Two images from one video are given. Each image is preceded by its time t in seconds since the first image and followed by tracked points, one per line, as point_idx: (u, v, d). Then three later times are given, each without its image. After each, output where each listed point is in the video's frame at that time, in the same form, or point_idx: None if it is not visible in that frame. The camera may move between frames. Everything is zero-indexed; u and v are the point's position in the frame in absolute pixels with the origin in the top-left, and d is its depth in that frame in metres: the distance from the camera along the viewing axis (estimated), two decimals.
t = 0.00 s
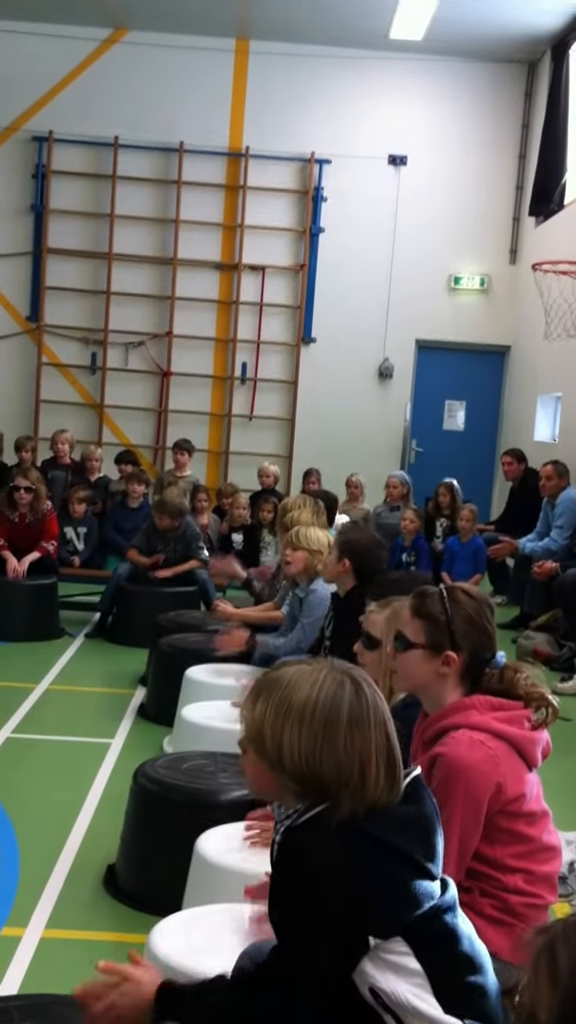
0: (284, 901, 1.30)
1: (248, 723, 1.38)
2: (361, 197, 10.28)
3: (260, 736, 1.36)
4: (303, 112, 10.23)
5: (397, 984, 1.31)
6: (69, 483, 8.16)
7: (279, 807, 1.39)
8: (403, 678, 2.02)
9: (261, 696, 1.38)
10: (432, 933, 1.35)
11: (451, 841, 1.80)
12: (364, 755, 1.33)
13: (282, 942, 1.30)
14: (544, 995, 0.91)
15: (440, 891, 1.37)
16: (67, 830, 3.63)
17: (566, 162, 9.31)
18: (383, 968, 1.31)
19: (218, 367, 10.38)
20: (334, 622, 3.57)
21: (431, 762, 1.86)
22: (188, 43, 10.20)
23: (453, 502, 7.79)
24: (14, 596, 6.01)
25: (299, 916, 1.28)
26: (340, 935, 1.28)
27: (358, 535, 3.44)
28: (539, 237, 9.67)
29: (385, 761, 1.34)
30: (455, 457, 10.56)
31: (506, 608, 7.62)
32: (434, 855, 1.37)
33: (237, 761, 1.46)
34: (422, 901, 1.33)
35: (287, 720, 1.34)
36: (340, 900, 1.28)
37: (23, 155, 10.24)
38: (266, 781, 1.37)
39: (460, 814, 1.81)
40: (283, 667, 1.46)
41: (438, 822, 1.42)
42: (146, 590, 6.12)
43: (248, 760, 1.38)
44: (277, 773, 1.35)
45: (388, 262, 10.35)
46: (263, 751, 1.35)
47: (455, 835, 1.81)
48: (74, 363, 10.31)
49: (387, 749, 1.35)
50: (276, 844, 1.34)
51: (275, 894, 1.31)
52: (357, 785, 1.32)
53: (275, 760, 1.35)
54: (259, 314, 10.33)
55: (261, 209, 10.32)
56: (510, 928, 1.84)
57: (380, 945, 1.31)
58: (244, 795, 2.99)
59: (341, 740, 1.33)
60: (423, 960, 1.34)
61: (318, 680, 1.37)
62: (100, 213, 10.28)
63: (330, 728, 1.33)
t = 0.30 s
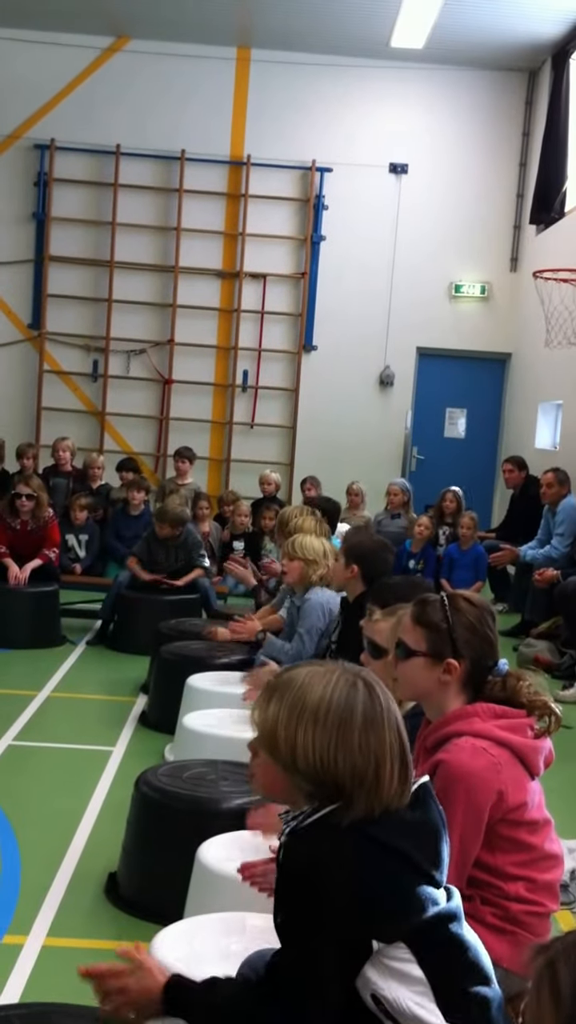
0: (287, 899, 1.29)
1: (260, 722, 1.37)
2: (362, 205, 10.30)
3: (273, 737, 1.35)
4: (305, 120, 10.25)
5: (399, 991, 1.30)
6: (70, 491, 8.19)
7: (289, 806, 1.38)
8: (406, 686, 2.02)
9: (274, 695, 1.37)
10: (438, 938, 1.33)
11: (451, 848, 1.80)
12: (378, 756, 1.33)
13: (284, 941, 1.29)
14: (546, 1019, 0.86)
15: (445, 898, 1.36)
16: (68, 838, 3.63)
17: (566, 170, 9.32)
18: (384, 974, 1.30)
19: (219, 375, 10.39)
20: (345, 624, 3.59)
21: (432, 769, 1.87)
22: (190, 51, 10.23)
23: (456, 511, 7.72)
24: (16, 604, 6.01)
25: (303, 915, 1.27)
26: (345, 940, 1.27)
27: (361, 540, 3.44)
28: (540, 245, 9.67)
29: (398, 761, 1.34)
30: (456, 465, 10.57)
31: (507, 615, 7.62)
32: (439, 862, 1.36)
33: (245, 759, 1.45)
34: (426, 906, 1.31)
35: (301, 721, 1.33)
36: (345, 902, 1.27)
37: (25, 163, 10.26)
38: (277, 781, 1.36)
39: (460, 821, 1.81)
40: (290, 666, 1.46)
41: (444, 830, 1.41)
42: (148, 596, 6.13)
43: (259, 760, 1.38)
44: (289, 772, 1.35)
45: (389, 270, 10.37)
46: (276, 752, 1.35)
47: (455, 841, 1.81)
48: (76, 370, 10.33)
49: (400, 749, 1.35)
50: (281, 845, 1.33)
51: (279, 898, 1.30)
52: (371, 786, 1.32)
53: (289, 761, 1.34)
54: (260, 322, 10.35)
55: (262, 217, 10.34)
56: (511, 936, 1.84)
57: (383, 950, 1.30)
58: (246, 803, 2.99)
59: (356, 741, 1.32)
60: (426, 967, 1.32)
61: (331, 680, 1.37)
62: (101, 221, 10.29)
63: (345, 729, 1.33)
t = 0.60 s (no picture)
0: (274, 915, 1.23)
1: (232, 752, 1.33)
2: (363, 213, 10.32)
3: (245, 765, 1.30)
4: (306, 127, 10.26)
5: (393, 1006, 1.28)
6: (72, 498, 8.20)
7: (267, 837, 1.33)
8: (407, 695, 2.02)
9: (245, 723, 1.33)
10: (426, 954, 1.31)
11: (457, 859, 1.79)
12: (353, 779, 1.28)
13: (273, 950, 1.23)
14: None
15: (433, 911, 1.33)
16: (70, 846, 3.62)
17: (568, 179, 9.31)
18: (377, 992, 1.27)
19: (221, 382, 10.39)
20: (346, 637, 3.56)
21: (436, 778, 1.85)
22: (192, 59, 10.26)
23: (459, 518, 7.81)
24: (17, 611, 6.01)
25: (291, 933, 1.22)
26: (334, 962, 1.23)
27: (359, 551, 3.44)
28: (541, 252, 9.68)
29: (374, 784, 1.29)
30: (457, 472, 10.57)
31: (508, 622, 7.62)
32: (425, 876, 1.32)
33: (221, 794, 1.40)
34: (413, 924, 1.27)
35: (273, 747, 1.29)
36: (331, 923, 1.22)
37: (26, 171, 10.27)
38: (252, 811, 1.31)
39: (465, 832, 1.80)
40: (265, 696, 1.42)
41: (427, 843, 1.36)
42: (149, 603, 6.12)
43: (233, 791, 1.33)
44: (264, 802, 1.29)
45: (390, 277, 10.38)
46: (249, 780, 1.30)
47: (460, 852, 1.80)
48: (77, 378, 10.33)
49: (375, 772, 1.30)
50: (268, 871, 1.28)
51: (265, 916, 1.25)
52: (347, 810, 1.26)
53: (262, 791, 1.29)
54: (261, 329, 10.35)
55: (264, 225, 10.35)
56: (515, 945, 1.84)
57: (372, 971, 1.27)
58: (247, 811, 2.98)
59: (328, 765, 1.27)
60: (416, 980, 1.30)
61: (304, 705, 1.33)
62: (102, 229, 10.30)
63: (317, 753, 1.28)
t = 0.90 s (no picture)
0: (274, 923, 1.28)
1: (244, 754, 1.34)
2: (364, 221, 10.33)
3: (257, 769, 1.32)
4: (307, 135, 10.29)
5: (398, 1014, 1.30)
6: (73, 505, 8.20)
7: (275, 838, 1.35)
8: (410, 704, 2.02)
9: (258, 727, 1.34)
10: (430, 961, 1.31)
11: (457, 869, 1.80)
12: (363, 788, 1.29)
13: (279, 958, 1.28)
14: None
15: (438, 918, 1.33)
16: (71, 854, 3.63)
17: (568, 187, 9.33)
18: (382, 999, 1.29)
19: (222, 389, 10.40)
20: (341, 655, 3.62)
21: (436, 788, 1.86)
22: (194, 68, 10.28)
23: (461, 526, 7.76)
24: (19, 618, 6.02)
25: (289, 940, 1.27)
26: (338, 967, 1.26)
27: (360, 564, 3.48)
28: (542, 261, 9.69)
29: (384, 793, 1.30)
30: (458, 480, 10.58)
31: (510, 629, 7.63)
32: (431, 884, 1.33)
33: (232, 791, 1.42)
34: (420, 932, 1.29)
35: (286, 753, 1.30)
36: (326, 927, 1.26)
37: (28, 180, 10.29)
38: (262, 814, 1.33)
39: (466, 841, 1.80)
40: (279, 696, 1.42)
41: (434, 851, 1.38)
42: (151, 610, 6.12)
43: (244, 792, 1.34)
44: (274, 805, 1.31)
45: (392, 284, 10.39)
46: (260, 784, 1.32)
47: (461, 862, 1.81)
48: (78, 385, 10.35)
49: (385, 781, 1.32)
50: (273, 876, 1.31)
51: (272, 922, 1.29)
52: (356, 818, 1.28)
53: (273, 794, 1.31)
54: (263, 337, 10.37)
55: (265, 233, 10.36)
56: (517, 953, 1.84)
57: (378, 977, 1.29)
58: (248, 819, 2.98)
59: (339, 774, 1.29)
60: (422, 987, 1.31)
61: (317, 711, 1.34)
62: (104, 236, 10.32)
63: (329, 761, 1.29)
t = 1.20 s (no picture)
0: (293, 927, 1.30)
1: (263, 761, 1.36)
2: (365, 228, 10.35)
3: (276, 773, 1.34)
4: (309, 143, 10.31)
5: None
6: (76, 512, 8.22)
7: (296, 843, 1.37)
8: (414, 713, 2.02)
9: (276, 734, 1.36)
10: (442, 971, 1.31)
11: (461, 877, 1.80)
12: (383, 788, 1.31)
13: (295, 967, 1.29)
14: None
15: (452, 928, 1.34)
16: (73, 861, 3.64)
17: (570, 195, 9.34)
18: (391, 1009, 1.28)
19: (224, 397, 10.42)
20: (347, 657, 3.64)
21: (441, 795, 1.86)
22: (197, 76, 10.32)
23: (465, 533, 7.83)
24: (21, 625, 6.03)
25: (311, 944, 1.28)
26: (355, 973, 1.27)
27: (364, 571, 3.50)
28: (544, 268, 9.70)
29: (403, 792, 1.33)
30: (460, 487, 10.58)
31: (512, 637, 7.64)
32: (448, 893, 1.35)
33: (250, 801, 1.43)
34: (437, 940, 1.30)
35: (305, 756, 1.32)
36: (348, 935, 1.27)
37: (32, 188, 10.33)
38: (282, 819, 1.35)
39: (471, 848, 1.80)
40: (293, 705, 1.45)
41: (452, 861, 1.41)
42: (153, 618, 6.14)
43: (263, 799, 1.37)
44: (295, 809, 1.33)
45: (393, 293, 10.41)
46: (280, 789, 1.34)
47: (466, 869, 1.81)
48: (81, 393, 10.37)
49: (404, 780, 1.34)
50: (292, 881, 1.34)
51: (289, 930, 1.31)
52: (376, 818, 1.30)
53: (293, 798, 1.33)
54: (265, 345, 10.38)
55: (267, 240, 10.38)
56: (518, 963, 1.84)
57: (392, 985, 1.29)
58: (250, 827, 2.99)
59: (359, 774, 1.31)
60: (433, 999, 1.30)
61: (333, 715, 1.36)
62: (107, 244, 10.35)
63: (348, 763, 1.32)
